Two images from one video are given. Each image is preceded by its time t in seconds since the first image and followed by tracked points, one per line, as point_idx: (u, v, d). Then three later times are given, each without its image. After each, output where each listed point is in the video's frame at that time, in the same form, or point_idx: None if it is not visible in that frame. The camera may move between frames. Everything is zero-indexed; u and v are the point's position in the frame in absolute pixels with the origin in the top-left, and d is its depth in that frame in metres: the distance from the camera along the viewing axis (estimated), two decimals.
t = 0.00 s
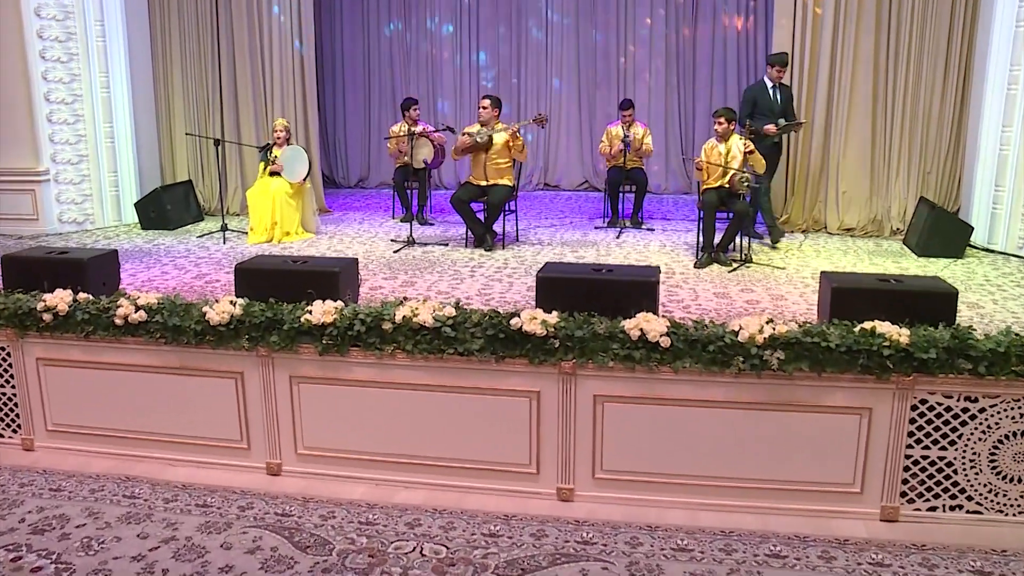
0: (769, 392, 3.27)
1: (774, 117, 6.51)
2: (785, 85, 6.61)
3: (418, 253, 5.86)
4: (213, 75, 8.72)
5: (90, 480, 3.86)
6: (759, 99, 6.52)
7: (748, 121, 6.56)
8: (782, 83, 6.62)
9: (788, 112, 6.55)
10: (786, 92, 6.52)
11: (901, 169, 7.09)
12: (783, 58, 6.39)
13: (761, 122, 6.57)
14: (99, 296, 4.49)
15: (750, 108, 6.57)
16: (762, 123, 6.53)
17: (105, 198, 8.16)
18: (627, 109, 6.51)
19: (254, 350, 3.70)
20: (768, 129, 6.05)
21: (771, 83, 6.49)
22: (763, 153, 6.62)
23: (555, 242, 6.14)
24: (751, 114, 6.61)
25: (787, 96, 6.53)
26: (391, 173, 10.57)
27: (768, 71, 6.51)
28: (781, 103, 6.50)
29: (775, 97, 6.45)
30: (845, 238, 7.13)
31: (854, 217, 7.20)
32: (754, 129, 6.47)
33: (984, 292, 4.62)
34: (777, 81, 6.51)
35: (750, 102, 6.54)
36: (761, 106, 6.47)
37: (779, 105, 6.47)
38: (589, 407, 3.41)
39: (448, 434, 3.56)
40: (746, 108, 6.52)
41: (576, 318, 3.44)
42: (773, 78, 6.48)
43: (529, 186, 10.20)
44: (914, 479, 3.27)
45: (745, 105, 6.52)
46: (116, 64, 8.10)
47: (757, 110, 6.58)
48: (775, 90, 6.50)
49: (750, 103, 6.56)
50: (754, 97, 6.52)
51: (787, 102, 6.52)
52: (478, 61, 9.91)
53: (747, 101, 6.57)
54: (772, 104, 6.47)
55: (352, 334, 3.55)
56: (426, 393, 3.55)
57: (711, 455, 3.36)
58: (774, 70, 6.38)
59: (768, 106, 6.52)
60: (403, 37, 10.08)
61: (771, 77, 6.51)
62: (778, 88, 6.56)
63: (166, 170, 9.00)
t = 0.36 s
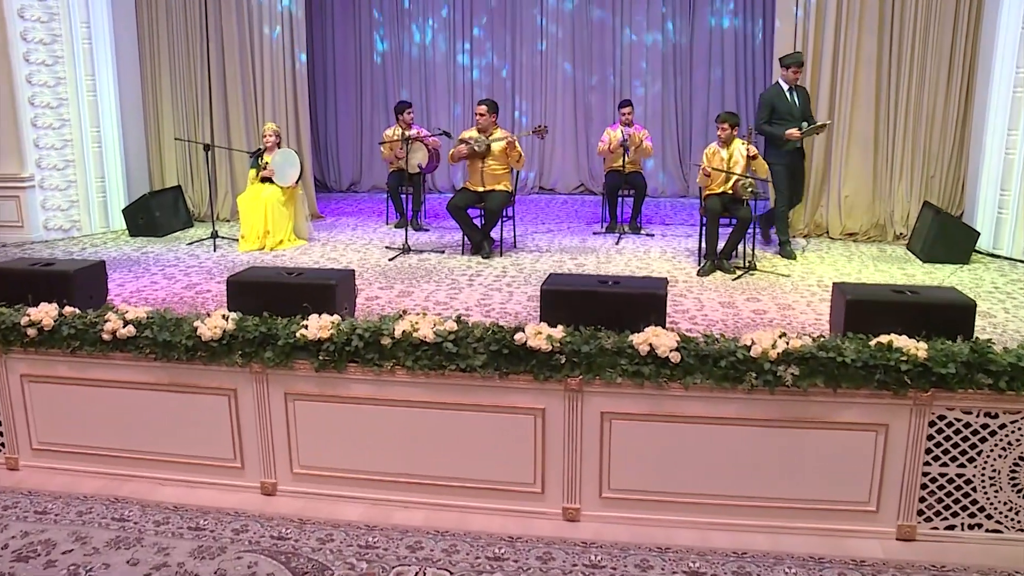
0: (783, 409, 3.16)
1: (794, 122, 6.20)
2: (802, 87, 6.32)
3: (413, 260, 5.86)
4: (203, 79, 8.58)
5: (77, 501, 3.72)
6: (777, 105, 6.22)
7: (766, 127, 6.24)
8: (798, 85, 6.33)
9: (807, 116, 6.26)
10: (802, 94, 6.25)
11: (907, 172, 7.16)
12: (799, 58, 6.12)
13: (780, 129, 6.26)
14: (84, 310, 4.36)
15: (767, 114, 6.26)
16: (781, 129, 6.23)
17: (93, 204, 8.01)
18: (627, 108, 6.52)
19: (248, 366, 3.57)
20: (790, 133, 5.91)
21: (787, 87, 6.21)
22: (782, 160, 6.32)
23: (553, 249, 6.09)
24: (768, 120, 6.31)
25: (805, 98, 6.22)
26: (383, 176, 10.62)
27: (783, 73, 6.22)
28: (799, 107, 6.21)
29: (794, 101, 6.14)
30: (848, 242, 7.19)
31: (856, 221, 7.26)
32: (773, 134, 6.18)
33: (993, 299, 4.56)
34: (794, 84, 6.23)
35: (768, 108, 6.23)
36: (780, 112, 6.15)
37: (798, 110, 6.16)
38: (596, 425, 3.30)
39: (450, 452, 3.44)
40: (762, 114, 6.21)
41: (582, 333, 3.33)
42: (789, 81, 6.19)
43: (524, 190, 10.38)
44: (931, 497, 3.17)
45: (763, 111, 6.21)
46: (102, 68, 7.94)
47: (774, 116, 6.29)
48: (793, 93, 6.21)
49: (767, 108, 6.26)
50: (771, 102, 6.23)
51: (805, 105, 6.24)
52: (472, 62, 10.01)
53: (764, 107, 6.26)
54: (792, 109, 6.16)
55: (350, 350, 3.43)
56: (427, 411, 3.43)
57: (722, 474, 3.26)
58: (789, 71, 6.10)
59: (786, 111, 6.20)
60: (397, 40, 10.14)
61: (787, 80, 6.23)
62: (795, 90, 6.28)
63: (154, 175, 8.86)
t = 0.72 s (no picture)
0: (795, 426, 3.06)
1: (811, 128, 6.02)
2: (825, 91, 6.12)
3: (409, 269, 5.90)
4: (192, 83, 8.44)
5: (65, 523, 3.59)
6: (793, 108, 6.04)
7: (781, 131, 6.08)
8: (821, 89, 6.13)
9: (825, 121, 6.08)
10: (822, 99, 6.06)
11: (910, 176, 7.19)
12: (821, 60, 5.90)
13: (795, 133, 6.07)
14: (68, 323, 4.23)
15: (783, 117, 6.09)
16: (797, 134, 6.04)
17: (80, 211, 7.86)
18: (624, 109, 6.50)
19: (241, 383, 3.45)
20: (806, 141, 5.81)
21: (806, 90, 6.02)
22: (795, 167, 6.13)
23: (550, 256, 6.15)
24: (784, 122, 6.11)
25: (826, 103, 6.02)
26: (375, 179, 10.74)
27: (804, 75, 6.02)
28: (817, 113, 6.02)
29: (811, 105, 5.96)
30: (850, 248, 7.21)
31: (858, 226, 7.28)
32: (788, 139, 6.02)
33: (1000, 308, 4.53)
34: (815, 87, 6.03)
35: (784, 110, 6.06)
36: (797, 116, 5.97)
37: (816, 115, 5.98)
38: (602, 443, 3.19)
39: (451, 471, 3.33)
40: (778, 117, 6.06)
41: (587, 348, 3.23)
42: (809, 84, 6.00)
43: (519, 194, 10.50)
44: (948, 516, 3.07)
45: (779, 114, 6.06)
46: (89, 71, 7.79)
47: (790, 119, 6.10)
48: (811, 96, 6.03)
49: (784, 111, 6.09)
50: (787, 105, 6.05)
51: (823, 110, 6.05)
52: (466, 63, 10.09)
53: (780, 110, 6.08)
54: (809, 113, 5.99)
55: (347, 366, 3.31)
56: (427, 429, 3.31)
57: (732, 493, 3.15)
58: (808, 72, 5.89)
59: (803, 116, 6.02)
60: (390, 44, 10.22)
61: (807, 83, 6.03)
62: (814, 93, 6.10)
63: (143, 180, 8.72)
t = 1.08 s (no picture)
0: (806, 443, 2.97)
1: (841, 138, 5.87)
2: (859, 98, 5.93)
3: (405, 276, 6.17)
4: (182, 87, 8.33)
5: (51, 545, 3.47)
6: (824, 115, 5.88)
7: (809, 140, 5.93)
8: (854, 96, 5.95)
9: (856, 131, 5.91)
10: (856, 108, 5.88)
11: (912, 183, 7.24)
12: (854, 67, 5.70)
13: (825, 142, 5.92)
14: (55, 337, 4.13)
15: (812, 125, 5.93)
16: (825, 143, 5.91)
17: (67, 217, 7.75)
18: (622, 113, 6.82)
19: (233, 400, 3.34)
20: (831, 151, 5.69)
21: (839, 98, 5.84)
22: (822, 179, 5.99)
23: (549, 263, 6.47)
24: (813, 130, 5.97)
25: (859, 112, 5.84)
26: (367, 182, 10.73)
27: (837, 81, 5.83)
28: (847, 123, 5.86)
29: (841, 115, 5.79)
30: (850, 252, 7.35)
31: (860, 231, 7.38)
32: (813, 149, 5.89)
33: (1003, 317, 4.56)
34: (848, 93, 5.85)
35: (813, 118, 5.91)
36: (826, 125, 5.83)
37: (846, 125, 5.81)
38: (607, 460, 3.09)
39: (450, 490, 3.23)
40: (806, 125, 5.91)
41: (591, 363, 3.14)
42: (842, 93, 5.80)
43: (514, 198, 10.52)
44: (962, 533, 2.99)
45: (809, 121, 5.91)
46: (76, 74, 7.66)
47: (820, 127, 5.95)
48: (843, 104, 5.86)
49: (814, 118, 5.93)
50: (818, 112, 5.89)
51: (855, 120, 5.87)
52: (460, 66, 10.09)
53: (810, 117, 5.93)
54: (839, 122, 5.83)
55: (343, 382, 3.21)
56: (426, 446, 3.22)
57: (741, 511, 3.06)
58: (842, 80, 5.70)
59: (833, 125, 5.86)
60: (381, 43, 10.21)
61: (839, 90, 5.84)
62: (848, 101, 5.90)
63: (132, 186, 8.61)
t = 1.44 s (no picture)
0: (809, 455, 2.90)
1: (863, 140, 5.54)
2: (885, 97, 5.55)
3: (396, 282, 6.19)
4: (167, 90, 8.21)
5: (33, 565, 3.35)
6: (846, 116, 5.56)
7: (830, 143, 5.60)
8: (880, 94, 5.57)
9: (882, 131, 5.56)
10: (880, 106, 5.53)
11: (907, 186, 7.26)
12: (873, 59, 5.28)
13: (847, 145, 5.59)
14: (37, 349, 4.07)
15: (834, 127, 5.61)
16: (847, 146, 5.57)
17: (51, 222, 7.63)
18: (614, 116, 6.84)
19: (222, 415, 3.23)
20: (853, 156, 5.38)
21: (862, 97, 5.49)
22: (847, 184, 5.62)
23: (541, 268, 6.52)
24: (835, 130, 5.66)
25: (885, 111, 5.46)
26: (356, 186, 10.65)
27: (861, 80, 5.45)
28: (871, 123, 5.53)
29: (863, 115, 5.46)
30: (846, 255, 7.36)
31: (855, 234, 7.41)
32: (833, 153, 5.57)
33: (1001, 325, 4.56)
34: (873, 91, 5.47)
35: (835, 119, 5.59)
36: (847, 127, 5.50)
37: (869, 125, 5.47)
38: (605, 474, 3.01)
39: (446, 504, 3.14)
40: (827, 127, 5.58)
41: (589, 376, 3.07)
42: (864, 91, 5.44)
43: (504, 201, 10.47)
44: (968, 547, 2.93)
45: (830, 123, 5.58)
46: (59, 78, 7.53)
47: (842, 127, 5.63)
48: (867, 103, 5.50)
49: (836, 120, 5.61)
50: (839, 113, 5.57)
51: (879, 119, 5.53)
52: (449, 68, 10.02)
53: (832, 118, 5.62)
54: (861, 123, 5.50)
55: (335, 396, 3.12)
56: (420, 461, 3.12)
57: (744, 525, 2.98)
58: (860, 75, 5.31)
59: (856, 126, 5.53)
60: (370, 43, 10.11)
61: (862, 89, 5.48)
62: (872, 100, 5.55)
63: (117, 191, 8.49)
